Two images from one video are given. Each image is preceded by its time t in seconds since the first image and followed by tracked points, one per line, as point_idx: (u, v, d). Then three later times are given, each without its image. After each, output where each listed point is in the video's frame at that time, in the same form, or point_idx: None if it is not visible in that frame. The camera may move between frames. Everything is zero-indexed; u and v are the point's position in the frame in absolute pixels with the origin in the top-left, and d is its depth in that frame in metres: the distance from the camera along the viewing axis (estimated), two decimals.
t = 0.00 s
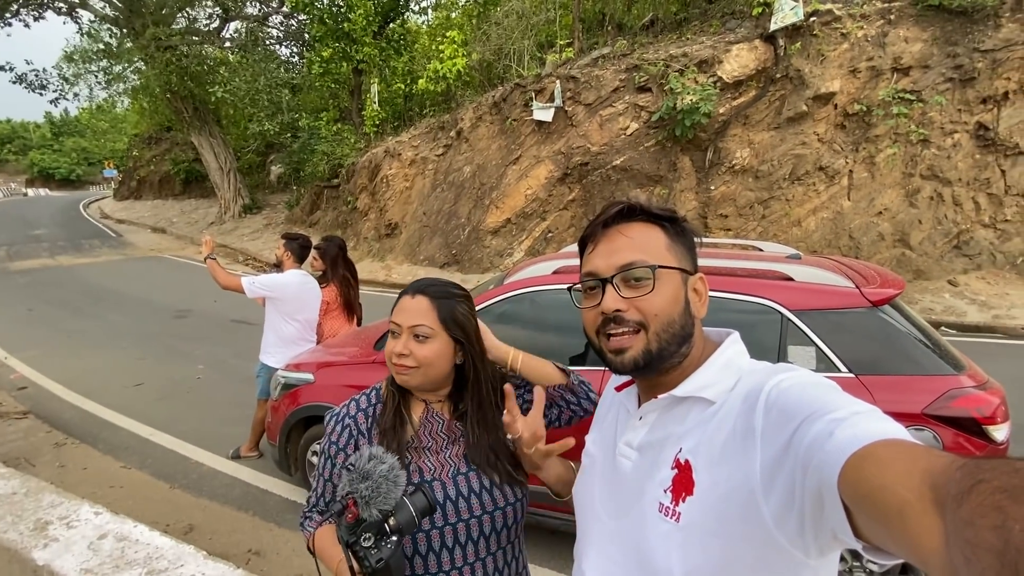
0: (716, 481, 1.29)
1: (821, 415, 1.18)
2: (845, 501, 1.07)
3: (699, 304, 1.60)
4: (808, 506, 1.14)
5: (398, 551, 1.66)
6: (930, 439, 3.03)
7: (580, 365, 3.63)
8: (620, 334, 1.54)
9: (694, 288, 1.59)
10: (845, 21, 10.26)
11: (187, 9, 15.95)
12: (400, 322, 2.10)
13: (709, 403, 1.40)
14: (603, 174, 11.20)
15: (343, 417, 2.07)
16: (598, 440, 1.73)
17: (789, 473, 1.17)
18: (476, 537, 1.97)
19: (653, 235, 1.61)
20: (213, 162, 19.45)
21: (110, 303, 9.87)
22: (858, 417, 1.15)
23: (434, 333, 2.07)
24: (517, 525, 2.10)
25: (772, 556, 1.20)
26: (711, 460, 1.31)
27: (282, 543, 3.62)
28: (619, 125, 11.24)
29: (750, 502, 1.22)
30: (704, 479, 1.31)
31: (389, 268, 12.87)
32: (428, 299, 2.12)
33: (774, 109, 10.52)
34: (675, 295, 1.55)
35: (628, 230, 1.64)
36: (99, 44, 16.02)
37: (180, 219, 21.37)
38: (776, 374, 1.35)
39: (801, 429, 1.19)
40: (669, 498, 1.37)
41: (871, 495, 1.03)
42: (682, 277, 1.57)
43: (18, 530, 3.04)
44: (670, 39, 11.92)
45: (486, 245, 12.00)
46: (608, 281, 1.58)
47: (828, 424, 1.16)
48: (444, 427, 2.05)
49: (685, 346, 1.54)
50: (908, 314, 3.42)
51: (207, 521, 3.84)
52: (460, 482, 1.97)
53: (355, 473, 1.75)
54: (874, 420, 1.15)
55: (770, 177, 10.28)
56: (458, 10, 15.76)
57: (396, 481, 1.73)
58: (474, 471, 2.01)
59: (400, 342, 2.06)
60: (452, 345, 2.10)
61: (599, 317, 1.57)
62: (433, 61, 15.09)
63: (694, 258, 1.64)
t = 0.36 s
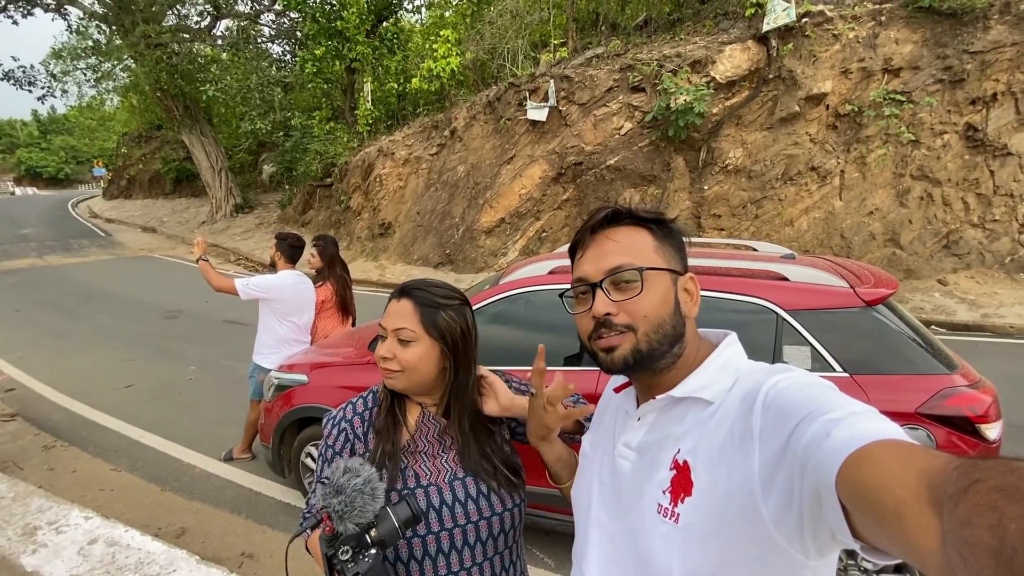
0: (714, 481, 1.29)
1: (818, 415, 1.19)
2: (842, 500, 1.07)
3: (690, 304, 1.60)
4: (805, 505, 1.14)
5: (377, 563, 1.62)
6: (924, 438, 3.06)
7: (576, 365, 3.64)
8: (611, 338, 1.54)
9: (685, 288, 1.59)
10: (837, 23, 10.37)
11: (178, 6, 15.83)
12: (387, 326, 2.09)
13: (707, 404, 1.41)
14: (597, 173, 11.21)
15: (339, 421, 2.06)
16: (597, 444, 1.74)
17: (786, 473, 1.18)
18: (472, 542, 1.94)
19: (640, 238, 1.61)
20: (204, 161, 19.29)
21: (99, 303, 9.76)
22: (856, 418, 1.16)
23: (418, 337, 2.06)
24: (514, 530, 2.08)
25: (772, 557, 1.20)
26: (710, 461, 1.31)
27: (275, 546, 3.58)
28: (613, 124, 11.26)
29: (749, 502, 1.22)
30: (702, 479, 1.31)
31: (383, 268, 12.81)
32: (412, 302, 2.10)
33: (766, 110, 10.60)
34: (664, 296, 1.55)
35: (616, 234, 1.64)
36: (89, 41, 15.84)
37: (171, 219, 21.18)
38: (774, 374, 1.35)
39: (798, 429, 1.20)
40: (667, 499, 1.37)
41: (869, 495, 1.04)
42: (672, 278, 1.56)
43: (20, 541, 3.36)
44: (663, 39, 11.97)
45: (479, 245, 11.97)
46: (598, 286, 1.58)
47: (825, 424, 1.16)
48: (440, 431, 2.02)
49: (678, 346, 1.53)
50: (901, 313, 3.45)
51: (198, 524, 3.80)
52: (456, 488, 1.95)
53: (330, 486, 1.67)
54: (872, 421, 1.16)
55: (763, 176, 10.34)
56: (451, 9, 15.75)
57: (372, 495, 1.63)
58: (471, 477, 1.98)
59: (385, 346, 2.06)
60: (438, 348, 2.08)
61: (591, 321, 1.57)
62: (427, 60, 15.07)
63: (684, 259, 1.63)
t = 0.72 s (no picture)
0: (709, 481, 1.29)
1: (813, 414, 1.19)
2: (836, 500, 1.07)
3: (691, 303, 1.59)
4: (800, 505, 1.14)
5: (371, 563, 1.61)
6: (916, 437, 3.08)
7: (571, 366, 3.64)
8: (608, 329, 1.54)
9: (686, 287, 1.59)
10: (828, 26, 10.44)
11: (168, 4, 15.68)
12: (394, 317, 2.09)
13: (702, 404, 1.41)
14: (591, 174, 11.22)
15: (334, 423, 2.03)
16: (593, 445, 1.73)
17: (781, 472, 1.18)
18: (469, 543, 1.93)
19: (644, 235, 1.62)
20: (195, 161, 19.13)
21: (89, 304, 9.65)
22: (849, 417, 1.16)
23: (428, 327, 2.07)
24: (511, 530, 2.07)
25: (768, 555, 1.20)
26: (706, 461, 1.31)
27: (268, 549, 3.55)
28: (607, 125, 11.28)
29: (744, 501, 1.22)
30: (698, 479, 1.31)
31: (376, 268, 12.76)
32: (422, 295, 2.13)
33: (758, 112, 10.65)
34: (664, 291, 1.55)
35: (620, 231, 1.66)
36: (77, 39, 15.66)
37: (161, 219, 20.98)
38: (770, 374, 1.35)
39: (792, 429, 1.20)
40: (664, 498, 1.37)
41: (860, 493, 1.04)
42: (672, 275, 1.57)
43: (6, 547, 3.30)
44: (657, 41, 12.01)
45: (473, 245, 11.95)
46: (598, 278, 1.60)
47: (819, 423, 1.16)
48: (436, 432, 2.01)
49: (675, 343, 1.53)
50: (893, 314, 3.49)
51: (190, 527, 3.76)
52: (452, 489, 1.94)
53: (323, 484, 1.63)
54: (867, 419, 1.15)
55: (755, 178, 10.41)
56: (445, 9, 15.70)
57: (367, 493, 1.60)
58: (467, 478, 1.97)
59: (393, 336, 2.05)
60: (445, 341, 2.09)
61: (589, 312, 1.57)
62: (420, 59, 15.03)
63: (688, 259, 1.63)
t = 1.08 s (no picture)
0: (714, 485, 1.28)
1: (821, 419, 1.19)
2: (844, 507, 1.07)
3: (687, 305, 1.58)
4: (807, 511, 1.13)
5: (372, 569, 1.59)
6: (911, 438, 3.10)
7: (567, 366, 3.63)
8: (606, 334, 1.52)
9: (681, 288, 1.59)
10: (820, 28, 10.48)
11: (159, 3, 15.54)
12: (400, 309, 2.08)
13: (705, 408, 1.40)
14: (586, 175, 11.24)
15: (329, 427, 2.00)
16: (594, 448, 1.73)
17: (786, 477, 1.17)
18: (470, 545, 1.91)
19: (636, 238, 1.62)
20: (187, 160, 18.99)
21: (79, 305, 9.55)
22: (856, 422, 1.16)
23: (437, 318, 2.09)
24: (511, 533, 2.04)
25: (771, 560, 1.18)
26: (709, 465, 1.31)
27: (262, 553, 3.52)
28: (602, 126, 11.29)
29: (749, 506, 1.21)
30: (702, 484, 1.30)
31: (371, 269, 12.73)
32: (426, 291, 2.15)
33: (752, 113, 10.69)
34: (660, 293, 1.54)
35: (613, 234, 1.65)
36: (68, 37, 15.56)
37: (152, 219, 20.82)
38: (773, 377, 1.35)
39: (798, 433, 1.19)
40: (668, 504, 1.36)
41: (869, 499, 1.03)
42: (667, 277, 1.56)
43: None
44: (651, 42, 12.04)
45: (468, 246, 11.96)
46: (593, 283, 1.59)
47: (827, 428, 1.16)
48: (435, 432, 1.99)
49: (673, 345, 1.52)
50: (887, 315, 3.51)
51: (182, 531, 3.72)
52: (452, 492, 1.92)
53: (320, 493, 1.62)
54: (872, 425, 1.15)
55: (749, 179, 10.47)
56: (439, 9, 15.65)
57: (365, 500, 1.61)
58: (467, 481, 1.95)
59: (401, 327, 2.05)
60: (452, 334, 2.12)
61: (586, 318, 1.56)
62: (415, 60, 14.98)
63: (684, 259, 1.64)
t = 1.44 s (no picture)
0: (713, 480, 1.28)
1: (815, 412, 1.18)
2: (839, 497, 1.06)
3: (686, 302, 1.54)
4: (804, 504, 1.13)
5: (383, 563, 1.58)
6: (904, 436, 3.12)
7: (564, 366, 3.64)
8: (597, 329, 1.51)
9: (682, 285, 1.54)
10: (812, 33, 10.58)
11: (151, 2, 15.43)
12: (396, 310, 2.07)
13: (703, 403, 1.40)
14: (581, 177, 11.29)
15: (328, 423, 1.97)
16: (591, 446, 1.72)
17: (783, 472, 1.17)
18: (470, 541, 1.91)
19: (637, 232, 1.58)
20: (180, 161, 18.87)
21: (69, 305, 9.44)
22: (849, 414, 1.15)
23: (432, 318, 2.08)
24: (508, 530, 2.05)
25: (771, 553, 1.18)
26: (707, 461, 1.30)
27: (257, 555, 3.48)
28: (597, 128, 11.32)
29: (748, 501, 1.21)
30: (700, 479, 1.30)
31: (365, 270, 12.69)
32: (421, 290, 2.14)
33: (745, 117, 10.77)
34: (656, 289, 1.51)
35: (613, 228, 1.61)
36: (60, 35, 15.55)
37: (144, 219, 20.64)
38: (768, 371, 1.35)
39: (793, 427, 1.19)
40: (667, 499, 1.36)
41: (864, 493, 1.03)
42: (666, 273, 1.53)
43: None
44: (646, 45, 12.10)
45: (463, 247, 11.97)
46: (588, 276, 1.56)
47: (821, 421, 1.16)
48: (436, 429, 1.98)
49: (663, 344, 1.49)
50: (880, 315, 3.55)
51: (176, 533, 3.68)
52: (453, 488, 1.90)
53: (333, 486, 1.61)
54: (867, 417, 1.15)
55: (742, 182, 10.55)
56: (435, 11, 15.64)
57: (377, 492, 1.59)
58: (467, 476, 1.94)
59: (397, 327, 2.04)
60: (448, 333, 2.11)
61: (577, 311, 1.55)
62: (410, 61, 14.95)
63: (689, 256, 1.59)
